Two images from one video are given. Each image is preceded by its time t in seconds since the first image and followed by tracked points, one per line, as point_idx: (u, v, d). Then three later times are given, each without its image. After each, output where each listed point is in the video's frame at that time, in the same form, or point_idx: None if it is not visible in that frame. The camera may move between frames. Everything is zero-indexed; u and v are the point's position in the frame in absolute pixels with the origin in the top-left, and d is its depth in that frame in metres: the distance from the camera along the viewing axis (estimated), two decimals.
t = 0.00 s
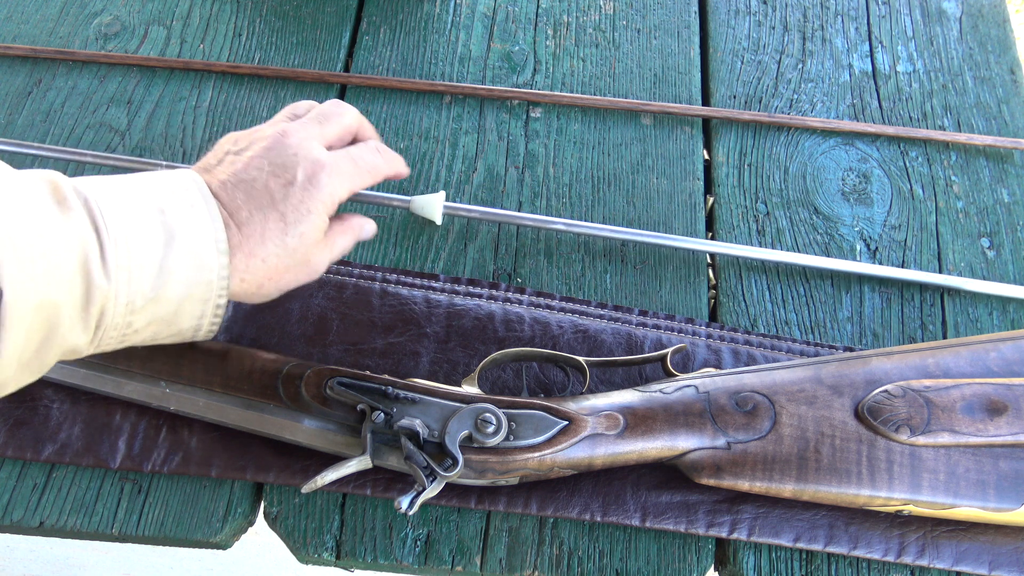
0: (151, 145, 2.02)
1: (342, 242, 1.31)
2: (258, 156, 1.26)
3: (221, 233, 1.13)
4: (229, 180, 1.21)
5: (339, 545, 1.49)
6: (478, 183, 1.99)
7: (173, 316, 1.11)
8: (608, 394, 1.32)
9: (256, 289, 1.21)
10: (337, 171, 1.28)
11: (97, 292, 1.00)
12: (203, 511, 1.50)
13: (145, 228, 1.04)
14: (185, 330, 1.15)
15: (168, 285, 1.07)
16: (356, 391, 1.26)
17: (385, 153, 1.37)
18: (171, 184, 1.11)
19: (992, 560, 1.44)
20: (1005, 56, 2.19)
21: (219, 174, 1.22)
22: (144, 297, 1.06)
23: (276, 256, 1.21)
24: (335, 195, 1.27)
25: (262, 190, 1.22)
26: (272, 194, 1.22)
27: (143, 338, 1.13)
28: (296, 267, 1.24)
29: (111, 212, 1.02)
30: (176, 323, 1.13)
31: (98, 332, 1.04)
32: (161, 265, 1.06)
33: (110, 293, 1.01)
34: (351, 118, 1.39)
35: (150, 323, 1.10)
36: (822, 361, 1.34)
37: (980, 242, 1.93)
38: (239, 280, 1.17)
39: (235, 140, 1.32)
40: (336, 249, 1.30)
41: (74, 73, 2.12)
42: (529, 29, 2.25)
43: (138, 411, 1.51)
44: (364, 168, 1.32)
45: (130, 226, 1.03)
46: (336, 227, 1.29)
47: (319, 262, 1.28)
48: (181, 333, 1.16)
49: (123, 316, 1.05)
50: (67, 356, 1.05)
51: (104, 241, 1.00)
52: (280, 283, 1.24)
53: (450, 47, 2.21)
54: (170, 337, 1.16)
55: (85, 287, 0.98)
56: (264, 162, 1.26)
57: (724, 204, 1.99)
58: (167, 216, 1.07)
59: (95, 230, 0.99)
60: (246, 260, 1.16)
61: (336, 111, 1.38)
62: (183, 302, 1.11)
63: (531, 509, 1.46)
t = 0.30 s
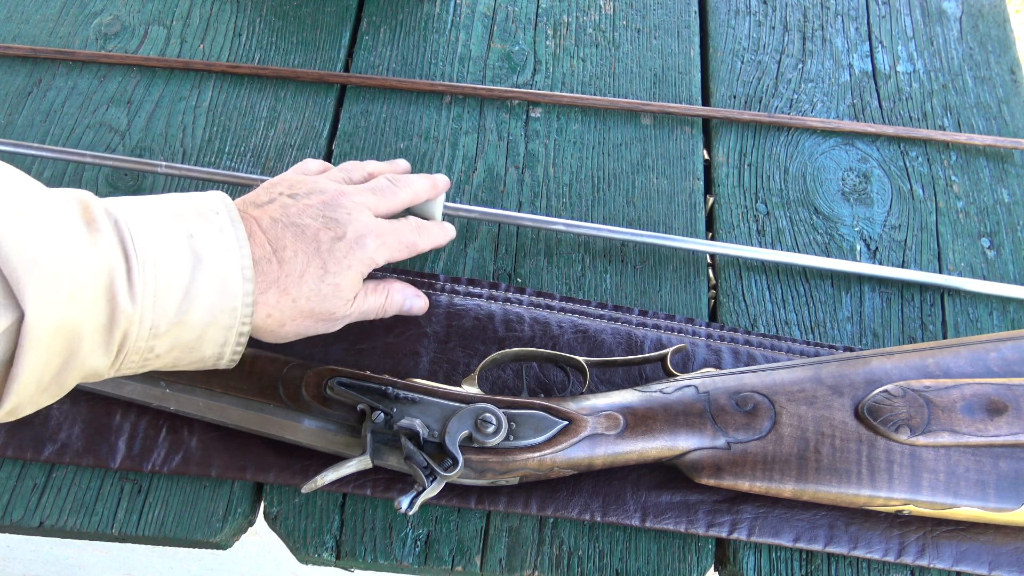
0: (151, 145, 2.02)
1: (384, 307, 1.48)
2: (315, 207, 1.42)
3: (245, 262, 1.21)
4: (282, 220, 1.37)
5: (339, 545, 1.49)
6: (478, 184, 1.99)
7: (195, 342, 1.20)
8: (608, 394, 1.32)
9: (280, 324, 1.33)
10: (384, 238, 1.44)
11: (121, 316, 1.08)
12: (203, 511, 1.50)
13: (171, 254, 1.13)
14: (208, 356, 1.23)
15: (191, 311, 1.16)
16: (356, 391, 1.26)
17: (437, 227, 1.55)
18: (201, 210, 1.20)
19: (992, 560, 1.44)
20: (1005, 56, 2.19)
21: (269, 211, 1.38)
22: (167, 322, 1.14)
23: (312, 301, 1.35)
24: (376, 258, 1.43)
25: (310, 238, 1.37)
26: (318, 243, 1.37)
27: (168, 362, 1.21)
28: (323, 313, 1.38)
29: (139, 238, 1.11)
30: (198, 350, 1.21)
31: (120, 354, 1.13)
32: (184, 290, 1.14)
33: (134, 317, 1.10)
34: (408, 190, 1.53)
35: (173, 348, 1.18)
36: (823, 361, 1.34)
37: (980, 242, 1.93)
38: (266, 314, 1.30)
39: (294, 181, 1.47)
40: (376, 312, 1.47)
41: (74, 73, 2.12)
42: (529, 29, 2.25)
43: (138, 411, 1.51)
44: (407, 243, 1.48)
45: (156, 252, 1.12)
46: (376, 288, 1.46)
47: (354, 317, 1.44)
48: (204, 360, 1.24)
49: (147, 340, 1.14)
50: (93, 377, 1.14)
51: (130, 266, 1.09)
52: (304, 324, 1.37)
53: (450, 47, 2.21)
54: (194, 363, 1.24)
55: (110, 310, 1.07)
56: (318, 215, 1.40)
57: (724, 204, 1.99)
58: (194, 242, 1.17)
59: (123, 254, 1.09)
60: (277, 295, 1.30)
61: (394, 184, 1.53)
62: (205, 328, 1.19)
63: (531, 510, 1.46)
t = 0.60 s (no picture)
0: (151, 145, 2.02)
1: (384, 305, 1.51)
2: (310, 203, 1.42)
3: (240, 261, 1.22)
4: (276, 218, 1.37)
5: (339, 545, 1.49)
6: (478, 183, 1.99)
7: (190, 341, 1.20)
8: (608, 394, 1.32)
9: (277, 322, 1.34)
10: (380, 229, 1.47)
11: (118, 315, 1.08)
12: (203, 511, 1.50)
13: (166, 254, 1.14)
14: (203, 355, 1.24)
15: (187, 310, 1.16)
16: (356, 391, 1.26)
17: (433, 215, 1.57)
18: (195, 210, 1.21)
19: (992, 560, 1.44)
20: (1005, 56, 2.19)
21: (264, 210, 1.38)
22: (162, 322, 1.15)
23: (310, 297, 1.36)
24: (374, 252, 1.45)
25: (303, 235, 1.37)
26: (313, 240, 1.37)
27: (161, 361, 1.22)
28: (320, 312, 1.39)
29: (134, 236, 1.11)
30: (193, 349, 1.22)
31: (116, 354, 1.13)
32: (180, 290, 1.15)
33: (130, 316, 1.10)
34: (401, 183, 1.57)
35: (168, 347, 1.19)
36: (823, 361, 1.34)
37: (980, 242, 1.93)
38: (261, 313, 1.31)
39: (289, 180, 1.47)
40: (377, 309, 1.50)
41: (74, 73, 2.12)
42: (529, 29, 2.25)
43: (138, 411, 1.51)
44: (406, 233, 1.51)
45: (152, 252, 1.12)
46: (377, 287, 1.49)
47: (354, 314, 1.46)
48: (199, 359, 1.25)
49: (142, 339, 1.14)
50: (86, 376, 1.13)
51: (127, 265, 1.09)
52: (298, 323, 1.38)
53: (450, 47, 2.21)
54: (189, 361, 1.25)
55: (106, 308, 1.07)
56: (312, 210, 1.41)
57: (724, 204, 1.99)
58: (189, 241, 1.17)
59: (118, 253, 1.09)
60: (272, 295, 1.31)
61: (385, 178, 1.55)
62: (201, 327, 1.20)
63: (531, 510, 1.46)
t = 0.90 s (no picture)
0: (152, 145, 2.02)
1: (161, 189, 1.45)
2: (92, 103, 1.36)
3: (69, 141, 1.21)
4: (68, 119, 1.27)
5: (339, 545, 1.49)
6: (478, 183, 1.99)
7: (44, 227, 1.19)
8: (608, 394, 1.32)
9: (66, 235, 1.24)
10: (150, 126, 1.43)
11: None
12: (203, 511, 1.50)
13: None
14: (60, 237, 1.23)
15: (29, 195, 1.14)
16: (356, 391, 1.26)
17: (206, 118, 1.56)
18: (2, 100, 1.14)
19: (991, 560, 1.44)
20: (1005, 56, 2.19)
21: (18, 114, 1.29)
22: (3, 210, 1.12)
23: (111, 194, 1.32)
24: (167, 147, 1.46)
25: (93, 133, 1.30)
26: (103, 139, 1.32)
27: (20, 252, 1.20)
28: (123, 209, 1.36)
29: None
30: (49, 234, 1.20)
31: None
32: (18, 178, 1.11)
33: None
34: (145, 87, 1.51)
35: (23, 235, 1.17)
36: (823, 361, 1.34)
37: (980, 242, 1.93)
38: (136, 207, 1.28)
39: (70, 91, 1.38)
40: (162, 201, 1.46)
41: (74, 74, 2.12)
42: (529, 29, 2.25)
43: (137, 411, 1.51)
44: (195, 130, 1.52)
45: None
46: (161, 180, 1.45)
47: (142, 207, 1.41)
48: (56, 241, 1.23)
49: None
50: None
51: None
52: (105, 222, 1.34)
53: (450, 47, 2.21)
54: (48, 246, 1.23)
55: None
56: (97, 110, 1.35)
57: (725, 204, 1.99)
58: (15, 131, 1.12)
59: None
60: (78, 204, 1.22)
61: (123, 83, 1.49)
62: (48, 209, 1.18)
63: (531, 510, 1.46)
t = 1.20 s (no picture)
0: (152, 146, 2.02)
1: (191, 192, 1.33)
2: (128, 86, 1.21)
3: (95, 122, 1.09)
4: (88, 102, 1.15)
5: (339, 545, 1.49)
6: (478, 183, 1.99)
7: (67, 208, 1.08)
8: (608, 394, 1.32)
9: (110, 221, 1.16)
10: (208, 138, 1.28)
11: None
12: (203, 511, 1.50)
13: (8, 120, 0.98)
14: (84, 223, 1.11)
15: (50, 173, 1.03)
16: (356, 391, 1.26)
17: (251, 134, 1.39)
18: (47, 88, 1.04)
19: (991, 560, 1.44)
20: (1005, 56, 2.19)
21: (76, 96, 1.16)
22: (24, 187, 1.01)
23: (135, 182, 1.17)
24: (213, 148, 1.31)
25: (119, 117, 1.16)
26: (130, 123, 1.17)
27: (43, 235, 1.09)
28: (147, 197, 1.21)
29: None
30: (71, 216, 1.09)
31: None
32: (36, 156, 1.01)
33: None
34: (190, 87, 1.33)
35: (43, 217, 1.06)
36: (823, 361, 1.34)
37: (980, 242, 1.93)
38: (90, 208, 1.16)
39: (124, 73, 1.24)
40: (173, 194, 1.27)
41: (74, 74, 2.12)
42: (529, 29, 2.25)
43: (137, 411, 1.51)
44: (231, 138, 1.33)
45: None
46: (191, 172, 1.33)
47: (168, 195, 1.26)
48: (80, 227, 1.12)
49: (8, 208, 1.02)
50: None
51: None
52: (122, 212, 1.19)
53: (450, 47, 2.21)
54: (70, 232, 1.12)
55: None
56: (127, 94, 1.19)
57: (725, 204, 1.99)
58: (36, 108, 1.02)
59: None
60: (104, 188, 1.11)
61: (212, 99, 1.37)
62: (70, 191, 1.06)
63: (531, 510, 1.46)
